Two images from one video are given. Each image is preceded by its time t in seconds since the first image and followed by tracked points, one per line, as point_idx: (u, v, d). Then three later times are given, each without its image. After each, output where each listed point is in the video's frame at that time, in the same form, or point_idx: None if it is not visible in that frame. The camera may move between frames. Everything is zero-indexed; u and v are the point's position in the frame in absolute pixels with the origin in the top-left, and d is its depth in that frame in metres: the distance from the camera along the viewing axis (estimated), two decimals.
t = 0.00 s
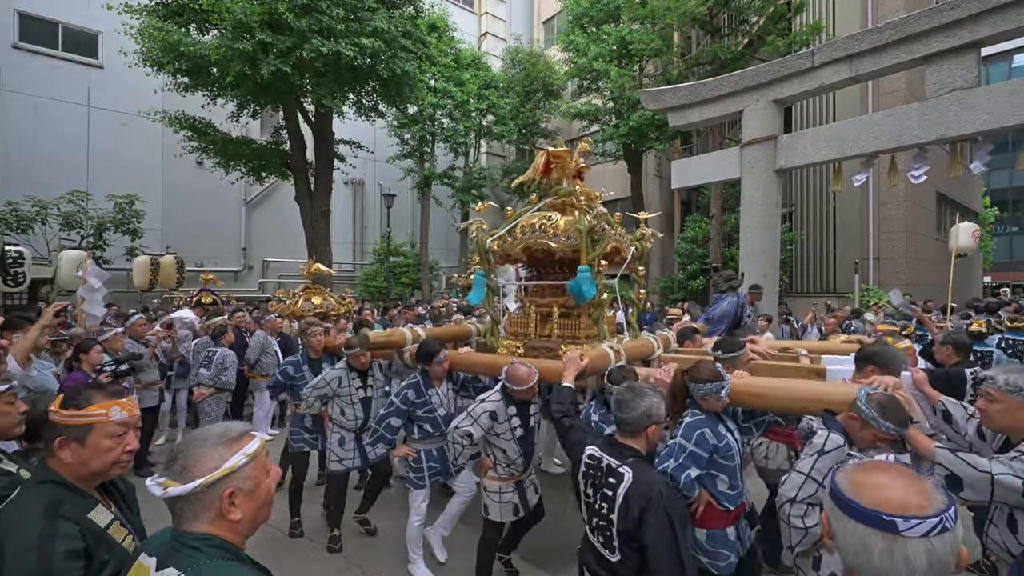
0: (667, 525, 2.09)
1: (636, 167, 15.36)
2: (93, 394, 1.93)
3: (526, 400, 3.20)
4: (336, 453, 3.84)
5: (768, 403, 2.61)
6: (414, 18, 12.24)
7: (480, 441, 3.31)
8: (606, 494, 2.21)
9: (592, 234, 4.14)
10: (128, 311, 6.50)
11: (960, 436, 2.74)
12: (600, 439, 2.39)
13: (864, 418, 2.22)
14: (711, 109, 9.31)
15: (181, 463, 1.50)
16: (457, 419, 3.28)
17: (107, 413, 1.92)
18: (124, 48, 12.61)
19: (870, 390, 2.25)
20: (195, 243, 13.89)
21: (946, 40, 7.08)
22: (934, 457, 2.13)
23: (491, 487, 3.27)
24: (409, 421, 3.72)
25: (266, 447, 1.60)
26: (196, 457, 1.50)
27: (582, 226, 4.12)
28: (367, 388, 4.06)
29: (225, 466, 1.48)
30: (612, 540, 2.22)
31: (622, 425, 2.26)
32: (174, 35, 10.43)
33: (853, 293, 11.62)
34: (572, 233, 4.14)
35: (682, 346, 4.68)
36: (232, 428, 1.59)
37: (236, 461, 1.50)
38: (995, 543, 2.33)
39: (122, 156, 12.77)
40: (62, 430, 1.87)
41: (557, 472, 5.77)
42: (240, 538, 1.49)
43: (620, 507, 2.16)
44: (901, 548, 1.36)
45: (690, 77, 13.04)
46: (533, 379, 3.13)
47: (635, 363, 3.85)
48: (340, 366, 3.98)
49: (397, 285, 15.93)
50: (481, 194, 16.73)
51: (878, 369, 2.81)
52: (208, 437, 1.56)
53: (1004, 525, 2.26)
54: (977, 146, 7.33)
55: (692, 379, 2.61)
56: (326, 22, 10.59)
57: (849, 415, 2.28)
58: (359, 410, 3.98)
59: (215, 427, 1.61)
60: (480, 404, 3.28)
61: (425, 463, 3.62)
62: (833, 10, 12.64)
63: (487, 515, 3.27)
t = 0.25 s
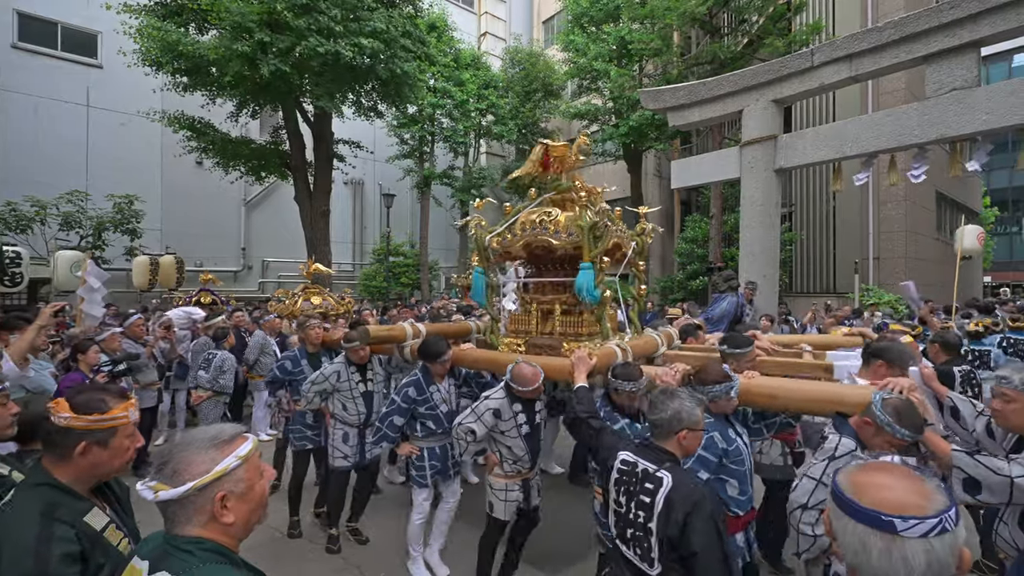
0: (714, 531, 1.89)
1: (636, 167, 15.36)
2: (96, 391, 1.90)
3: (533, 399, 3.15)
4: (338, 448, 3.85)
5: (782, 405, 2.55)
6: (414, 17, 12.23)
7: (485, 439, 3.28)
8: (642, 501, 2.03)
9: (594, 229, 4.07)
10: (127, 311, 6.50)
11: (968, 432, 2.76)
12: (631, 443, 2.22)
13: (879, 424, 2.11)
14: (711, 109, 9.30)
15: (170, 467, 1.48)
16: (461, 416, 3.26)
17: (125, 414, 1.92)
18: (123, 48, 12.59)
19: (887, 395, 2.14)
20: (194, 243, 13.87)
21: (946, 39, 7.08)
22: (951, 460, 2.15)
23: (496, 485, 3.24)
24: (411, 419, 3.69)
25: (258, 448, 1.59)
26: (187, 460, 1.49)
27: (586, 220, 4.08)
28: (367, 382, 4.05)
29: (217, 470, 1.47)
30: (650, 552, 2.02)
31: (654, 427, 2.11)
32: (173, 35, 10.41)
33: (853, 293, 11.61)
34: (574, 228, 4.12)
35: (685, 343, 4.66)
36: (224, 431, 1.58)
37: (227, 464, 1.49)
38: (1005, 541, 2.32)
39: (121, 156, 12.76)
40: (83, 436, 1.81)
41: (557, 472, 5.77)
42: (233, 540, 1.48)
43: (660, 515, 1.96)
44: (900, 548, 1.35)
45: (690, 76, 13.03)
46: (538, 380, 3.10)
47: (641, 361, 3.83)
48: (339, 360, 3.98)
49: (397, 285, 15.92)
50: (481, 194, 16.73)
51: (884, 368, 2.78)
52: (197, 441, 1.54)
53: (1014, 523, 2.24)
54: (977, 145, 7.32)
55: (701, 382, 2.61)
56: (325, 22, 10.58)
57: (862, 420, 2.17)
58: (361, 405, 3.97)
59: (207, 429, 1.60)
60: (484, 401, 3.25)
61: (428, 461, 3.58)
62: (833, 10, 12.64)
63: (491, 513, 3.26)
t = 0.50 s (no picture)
0: (740, 535, 1.78)
1: (636, 167, 15.36)
2: (92, 390, 1.89)
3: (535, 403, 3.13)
4: (338, 451, 3.81)
5: (789, 402, 2.56)
6: (413, 17, 12.23)
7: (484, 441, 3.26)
8: (662, 502, 1.94)
9: (597, 231, 4.08)
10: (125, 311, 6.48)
11: (975, 435, 2.73)
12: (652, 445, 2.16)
13: (888, 418, 2.06)
14: (709, 109, 9.31)
15: (159, 469, 1.46)
16: (458, 417, 3.25)
17: (124, 413, 1.92)
18: (122, 48, 12.57)
19: (892, 390, 2.12)
20: (193, 243, 13.85)
21: (944, 39, 7.09)
22: (956, 458, 2.11)
23: (493, 487, 3.23)
24: (409, 424, 3.65)
25: (247, 449, 1.57)
26: (174, 461, 1.47)
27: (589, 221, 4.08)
28: (366, 392, 3.99)
29: (203, 471, 1.45)
30: (668, 555, 1.91)
31: (678, 430, 2.09)
32: (172, 35, 10.39)
33: (852, 293, 11.61)
34: (577, 229, 4.11)
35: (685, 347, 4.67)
36: (212, 432, 1.56)
37: (215, 465, 1.47)
38: (1000, 536, 2.32)
39: (120, 156, 12.74)
40: (91, 436, 1.83)
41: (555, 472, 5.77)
42: (222, 541, 1.47)
43: (682, 516, 1.86)
44: (884, 547, 1.39)
45: (689, 77, 13.03)
46: (542, 384, 3.08)
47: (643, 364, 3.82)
48: (335, 371, 3.89)
49: (396, 285, 15.91)
50: (480, 194, 16.74)
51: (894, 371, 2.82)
52: (185, 442, 1.53)
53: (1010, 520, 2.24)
54: (975, 145, 7.33)
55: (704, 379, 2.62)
56: (324, 23, 10.58)
57: (872, 416, 2.13)
58: (361, 414, 3.91)
59: (196, 430, 1.59)
60: (483, 405, 3.22)
61: (427, 464, 3.53)
62: (832, 10, 12.65)
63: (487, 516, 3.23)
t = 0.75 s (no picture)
0: (746, 536, 1.80)
1: (635, 166, 15.38)
2: (85, 389, 1.90)
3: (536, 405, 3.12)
4: (333, 454, 3.74)
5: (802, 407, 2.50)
6: (412, 18, 12.23)
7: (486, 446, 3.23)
8: (667, 505, 1.92)
9: (595, 229, 4.06)
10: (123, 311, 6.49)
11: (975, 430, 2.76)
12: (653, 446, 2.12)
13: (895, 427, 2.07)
14: (708, 109, 9.32)
15: (148, 468, 1.46)
16: (463, 423, 3.22)
17: (115, 412, 1.93)
18: (121, 48, 12.57)
19: (895, 398, 2.13)
20: (192, 243, 13.85)
21: (941, 40, 7.11)
22: (956, 466, 2.12)
23: (498, 491, 3.22)
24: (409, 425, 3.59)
25: (237, 449, 1.58)
26: (164, 460, 1.47)
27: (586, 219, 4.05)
28: (360, 388, 3.95)
29: (193, 471, 1.45)
30: (675, 558, 1.89)
31: (683, 432, 2.02)
32: (170, 35, 10.38)
33: (851, 293, 11.64)
34: (575, 227, 4.08)
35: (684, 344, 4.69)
36: (201, 432, 1.56)
37: (204, 465, 1.47)
38: (988, 531, 2.31)
39: (118, 156, 12.74)
40: (85, 434, 1.82)
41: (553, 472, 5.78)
42: (212, 540, 1.48)
43: (690, 518, 1.85)
44: (859, 543, 1.45)
45: (688, 77, 13.05)
46: (545, 384, 3.06)
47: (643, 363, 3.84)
48: (330, 367, 3.82)
49: (395, 286, 15.92)
50: (479, 194, 16.75)
51: (892, 367, 2.79)
52: (173, 442, 1.53)
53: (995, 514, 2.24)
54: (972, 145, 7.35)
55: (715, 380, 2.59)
56: (322, 23, 10.58)
57: (880, 425, 2.14)
58: (357, 411, 3.89)
59: (186, 430, 1.59)
60: (487, 408, 3.21)
61: (428, 468, 3.50)
62: (830, 10, 12.67)
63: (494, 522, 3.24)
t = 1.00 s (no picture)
0: (754, 539, 1.79)
1: (634, 167, 15.39)
2: (80, 387, 1.90)
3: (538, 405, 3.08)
4: (321, 464, 3.73)
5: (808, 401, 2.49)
6: (411, 18, 12.24)
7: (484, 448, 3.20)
8: (673, 507, 1.89)
9: (598, 228, 4.10)
10: (123, 311, 6.50)
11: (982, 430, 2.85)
12: (655, 447, 2.10)
13: (903, 417, 2.10)
14: (707, 109, 9.34)
15: (143, 465, 1.47)
16: (462, 424, 3.20)
17: (107, 409, 1.93)
18: (120, 48, 12.57)
19: (901, 386, 2.17)
20: (191, 243, 13.87)
21: (940, 40, 7.12)
22: (962, 456, 2.06)
23: (496, 497, 3.17)
24: (403, 428, 3.60)
25: (232, 447, 1.58)
26: (158, 459, 1.48)
27: (591, 219, 4.09)
28: (352, 395, 3.92)
29: (186, 469, 1.46)
30: (679, 560, 1.86)
31: (690, 431, 2.01)
32: (170, 35, 10.39)
33: (850, 293, 11.65)
34: (578, 227, 4.12)
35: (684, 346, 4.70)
36: (196, 430, 1.57)
37: (199, 463, 1.48)
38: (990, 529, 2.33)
39: (118, 156, 12.75)
40: (76, 432, 1.82)
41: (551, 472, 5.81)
42: (207, 537, 1.49)
43: (697, 522, 1.82)
44: (836, 534, 1.41)
45: (687, 77, 13.06)
46: (546, 383, 3.03)
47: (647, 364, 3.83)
48: (322, 371, 3.82)
49: (394, 285, 15.94)
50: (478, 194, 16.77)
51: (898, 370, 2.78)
52: (167, 440, 1.53)
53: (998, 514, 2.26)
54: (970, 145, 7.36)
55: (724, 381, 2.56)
56: (321, 23, 10.59)
57: (889, 416, 2.16)
58: (345, 418, 3.86)
59: (180, 428, 1.59)
60: (486, 408, 3.18)
61: (422, 475, 3.50)
62: (830, 11, 12.68)
63: (490, 527, 3.19)
